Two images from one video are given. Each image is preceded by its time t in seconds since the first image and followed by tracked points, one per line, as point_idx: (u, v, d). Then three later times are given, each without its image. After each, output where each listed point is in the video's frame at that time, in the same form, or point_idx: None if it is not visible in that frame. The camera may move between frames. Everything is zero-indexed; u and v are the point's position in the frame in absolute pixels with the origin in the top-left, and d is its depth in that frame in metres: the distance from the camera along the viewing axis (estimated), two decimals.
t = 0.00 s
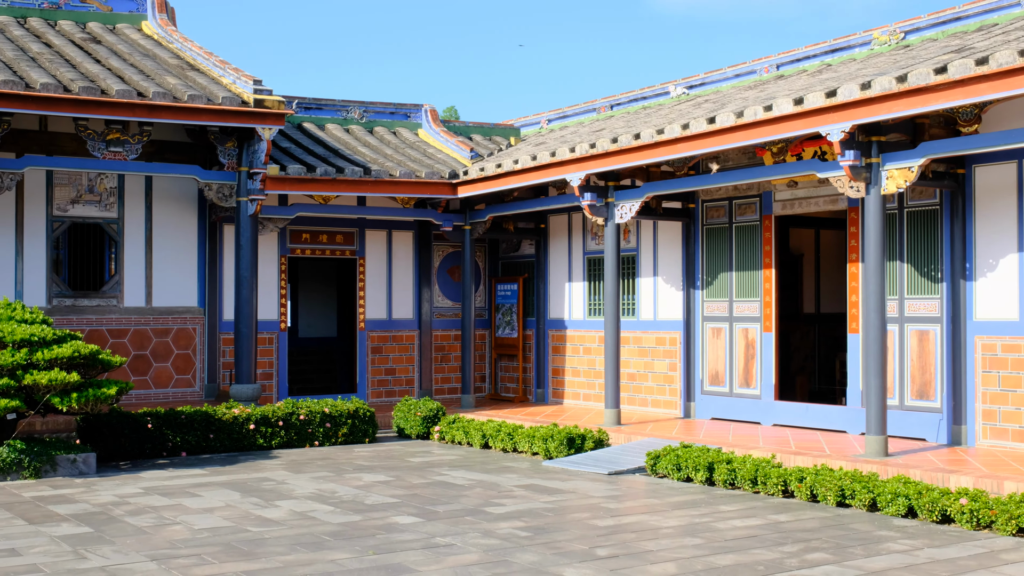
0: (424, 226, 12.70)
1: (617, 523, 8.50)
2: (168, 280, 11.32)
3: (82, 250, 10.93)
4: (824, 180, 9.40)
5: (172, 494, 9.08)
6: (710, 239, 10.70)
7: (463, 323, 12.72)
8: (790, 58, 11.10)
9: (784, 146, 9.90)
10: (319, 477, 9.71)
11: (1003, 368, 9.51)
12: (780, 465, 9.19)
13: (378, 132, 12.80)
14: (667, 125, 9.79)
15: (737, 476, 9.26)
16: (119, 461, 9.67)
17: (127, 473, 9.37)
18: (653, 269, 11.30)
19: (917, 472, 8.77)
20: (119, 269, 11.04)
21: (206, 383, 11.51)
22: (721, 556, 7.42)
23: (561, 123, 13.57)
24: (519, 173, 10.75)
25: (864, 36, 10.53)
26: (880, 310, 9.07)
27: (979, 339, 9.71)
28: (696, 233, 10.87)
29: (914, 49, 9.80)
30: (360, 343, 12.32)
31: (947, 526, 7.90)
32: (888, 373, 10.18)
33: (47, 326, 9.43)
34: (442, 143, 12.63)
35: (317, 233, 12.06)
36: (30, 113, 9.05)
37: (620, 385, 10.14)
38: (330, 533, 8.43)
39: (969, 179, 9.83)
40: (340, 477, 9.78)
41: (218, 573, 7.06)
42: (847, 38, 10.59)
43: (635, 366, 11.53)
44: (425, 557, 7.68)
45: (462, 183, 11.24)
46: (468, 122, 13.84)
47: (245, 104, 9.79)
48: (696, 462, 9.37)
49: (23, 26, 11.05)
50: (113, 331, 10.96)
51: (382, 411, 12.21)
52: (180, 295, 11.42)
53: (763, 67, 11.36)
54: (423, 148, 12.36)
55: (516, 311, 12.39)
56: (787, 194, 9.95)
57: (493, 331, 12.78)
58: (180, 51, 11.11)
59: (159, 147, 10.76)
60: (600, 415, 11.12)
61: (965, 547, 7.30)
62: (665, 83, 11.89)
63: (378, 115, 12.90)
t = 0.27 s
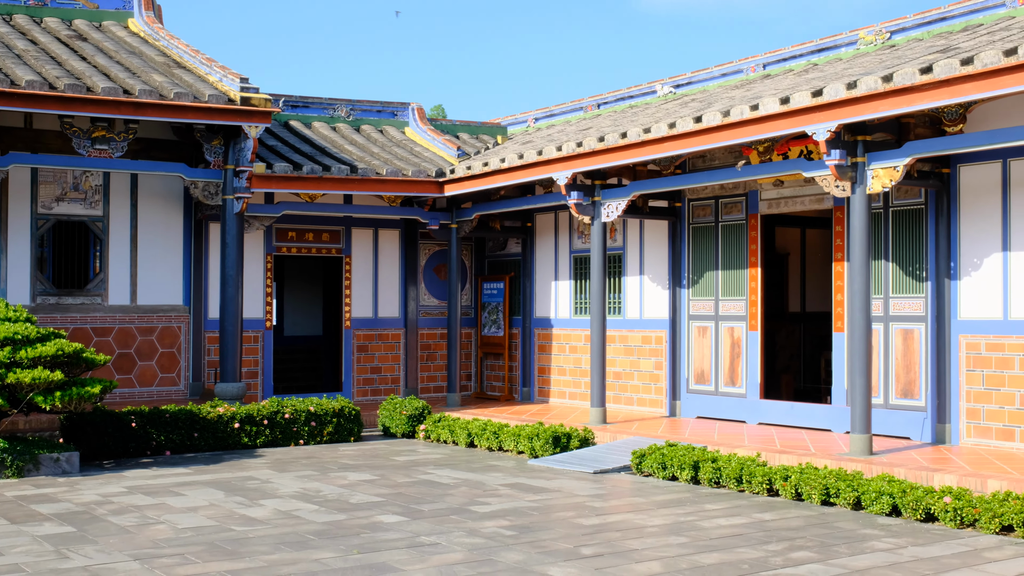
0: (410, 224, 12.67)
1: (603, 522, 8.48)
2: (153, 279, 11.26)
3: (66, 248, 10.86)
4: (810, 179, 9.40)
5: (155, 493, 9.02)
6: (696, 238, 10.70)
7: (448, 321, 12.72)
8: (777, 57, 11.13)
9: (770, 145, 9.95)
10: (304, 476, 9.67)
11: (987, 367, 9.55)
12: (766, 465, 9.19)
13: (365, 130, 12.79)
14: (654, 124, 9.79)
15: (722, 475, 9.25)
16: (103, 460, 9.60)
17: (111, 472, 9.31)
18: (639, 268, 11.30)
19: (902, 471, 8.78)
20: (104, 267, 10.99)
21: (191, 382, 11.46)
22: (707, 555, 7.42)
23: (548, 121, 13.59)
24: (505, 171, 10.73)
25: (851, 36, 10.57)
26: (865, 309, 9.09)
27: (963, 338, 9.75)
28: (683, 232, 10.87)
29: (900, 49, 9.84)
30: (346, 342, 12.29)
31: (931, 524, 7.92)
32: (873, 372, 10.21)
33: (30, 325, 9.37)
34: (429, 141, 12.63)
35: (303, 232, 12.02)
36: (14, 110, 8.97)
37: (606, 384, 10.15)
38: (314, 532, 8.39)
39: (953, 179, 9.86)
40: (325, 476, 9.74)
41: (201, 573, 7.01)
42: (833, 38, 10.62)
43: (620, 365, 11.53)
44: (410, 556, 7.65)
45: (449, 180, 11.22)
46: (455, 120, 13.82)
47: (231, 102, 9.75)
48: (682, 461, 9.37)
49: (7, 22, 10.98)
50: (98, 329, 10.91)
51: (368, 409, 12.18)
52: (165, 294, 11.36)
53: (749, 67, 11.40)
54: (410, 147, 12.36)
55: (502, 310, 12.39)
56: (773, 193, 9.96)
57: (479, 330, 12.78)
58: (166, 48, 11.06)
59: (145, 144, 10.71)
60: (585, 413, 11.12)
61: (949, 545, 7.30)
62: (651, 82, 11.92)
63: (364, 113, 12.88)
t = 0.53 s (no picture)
0: (387, 223, 12.67)
1: (579, 522, 8.49)
2: (129, 277, 11.21)
3: (40, 246, 10.80)
4: (786, 180, 9.45)
5: (130, 494, 8.97)
6: (673, 238, 10.72)
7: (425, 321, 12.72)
8: (753, 58, 11.17)
9: (747, 146, 9.95)
10: (280, 476, 9.65)
11: (961, 367, 9.62)
12: (742, 464, 9.24)
13: (342, 128, 12.78)
14: (631, 124, 9.81)
15: (699, 474, 9.30)
16: (77, 461, 9.54)
17: (85, 472, 9.25)
18: (616, 268, 11.32)
19: (876, 470, 8.84)
20: (79, 266, 10.93)
21: (167, 382, 11.41)
22: (683, 554, 7.43)
23: (525, 121, 13.63)
24: (484, 171, 10.72)
25: (827, 37, 10.62)
26: (841, 308, 9.18)
27: (938, 338, 9.81)
28: (660, 232, 10.87)
29: (876, 51, 9.89)
30: (322, 341, 12.30)
31: (905, 523, 7.98)
32: (849, 373, 10.26)
33: (3, 324, 9.29)
34: (406, 140, 12.63)
35: (279, 231, 12.01)
36: None
37: (583, 384, 10.16)
38: (290, 532, 8.37)
39: (928, 180, 9.91)
40: (301, 476, 9.73)
41: (176, 574, 6.97)
42: (809, 39, 10.67)
43: (598, 365, 11.55)
44: (386, 556, 7.64)
45: (426, 180, 11.23)
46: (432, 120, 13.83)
47: (207, 100, 9.68)
48: (658, 460, 9.40)
49: None
50: (72, 329, 10.85)
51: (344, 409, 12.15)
52: (140, 293, 11.31)
53: (726, 68, 11.44)
54: (387, 146, 12.34)
55: (480, 309, 12.42)
56: (750, 194, 10.00)
57: (456, 330, 12.80)
58: (142, 46, 11.01)
59: (120, 142, 10.66)
60: (562, 413, 11.13)
61: (922, 545, 7.36)
62: (629, 82, 11.96)
63: (342, 112, 12.88)
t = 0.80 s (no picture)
0: (355, 222, 12.74)
1: (547, 521, 8.48)
2: (93, 276, 11.14)
3: (4, 245, 10.68)
4: (754, 180, 9.49)
5: (94, 494, 8.89)
6: (641, 238, 10.75)
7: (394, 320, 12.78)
8: (721, 59, 11.23)
9: (715, 146, 9.99)
10: (247, 476, 9.60)
11: (925, 367, 9.70)
12: (709, 463, 9.27)
13: (310, 126, 12.82)
14: (599, 124, 9.82)
15: (666, 473, 9.33)
16: (40, 461, 9.44)
17: (49, 473, 9.16)
18: (585, 268, 11.38)
19: (842, 469, 8.89)
20: (43, 264, 10.82)
21: (132, 381, 11.36)
22: (649, 553, 7.42)
23: (495, 120, 13.61)
24: (452, 170, 10.74)
25: (794, 39, 10.70)
26: (807, 309, 9.23)
27: (903, 339, 9.89)
28: (628, 232, 10.90)
29: (843, 52, 9.95)
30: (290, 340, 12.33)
31: (870, 522, 8.02)
32: (815, 372, 10.33)
33: None
34: (374, 139, 12.70)
35: (247, 229, 12.03)
36: None
37: (551, 383, 10.19)
38: (257, 532, 8.31)
39: (894, 181, 9.98)
40: (268, 476, 9.69)
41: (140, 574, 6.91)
42: (777, 41, 10.74)
43: (566, 364, 11.58)
44: (353, 556, 7.60)
45: (395, 180, 11.26)
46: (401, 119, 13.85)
47: (174, 97, 9.58)
48: (626, 460, 9.41)
49: None
50: (36, 328, 10.76)
51: (312, 407, 12.22)
52: (105, 291, 11.25)
53: (695, 68, 11.49)
54: (355, 144, 12.43)
55: (448, 308, 12.48)
56: (718, 194, 10.03)
57: (424, 329, 12.86)
58: (108, 43, 10.92)
59: (85, 140, 10.58)
60: (530, 412, 11.15)
61: (887, 543, 7.39)
62: (598, 82, 12.03)
63: (310, 110, 12.91)
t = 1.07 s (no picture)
0: (329, 221, 12.82)
1: (521, 520, 8.46)
2: (65, 274, 11.09)
3: None
4: (728, 180, 9.51)
5: (65, 494, 8.81)
6: (615, 238, 10.79)
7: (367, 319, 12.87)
8: (696, 60, 11.30)
9: (690, 145, 10.02)
10: (219, 475, 9.55)
11: (897, 366, 9.77)
12: (682, 462, 9.27)
13: (285, 125, 12.86)
14: (574, 124, 9.85)
15: (640, 473, 9.32)
16: (10, 460, 9.34)
17: (19, 472, 9.08)
18: (559, 267, 11.43)
19: (815, 468, 8.92)
20: (13, 262, 10.74)
21: (104, 379, 11.34)
22: (623, 552, 7.40)
23: (469, 119, 13.70)
24: (426, 169, 10.81)
25: (768, 39, 10.78)
26: (780, 308, 9.23)
27: (875, 338, 9.95)
28: (603, 231, 10.95)
29: (816, 53, 10.02)
30: (263, 339, 12.39)
31: (842, 520, 8.01)
32: (788, 371, 10.39)
33: None
34: (349, 137, 12.77)
35: (219, 227, 12.07)
36: None
37: (526, 382, 10.21)
38: (230, 532, 8.25)
39: (866, 182, 10.03)
40: (241, 475, 9.65)
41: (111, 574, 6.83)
42: (751, 41, 10.81)
43: (540, 364, 11.62)
44: (326, 555, 7.54)
45: (370, 178, 11.32)
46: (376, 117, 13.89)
47: (146, 94, 9.53)
48: (600, 458, 9.41)
49: None
50: (7, 326, 10.68)
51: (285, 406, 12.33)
52: (76, 290, 11.20)
53: (669, 68, 11.57)
54: (330, 142, 12.50)
55: (423, 307, 12.53)
56: (692, 194, 10.07)
57: (398, 328, 12.92)
58: (80, 39, 10.86)
59: (55, 137, 10.53)
60: (504, 411, 11.17)
61: (859, 541, 7.37)
62: (573, 81, 12.12)
63: (284, 109, 12.94)
